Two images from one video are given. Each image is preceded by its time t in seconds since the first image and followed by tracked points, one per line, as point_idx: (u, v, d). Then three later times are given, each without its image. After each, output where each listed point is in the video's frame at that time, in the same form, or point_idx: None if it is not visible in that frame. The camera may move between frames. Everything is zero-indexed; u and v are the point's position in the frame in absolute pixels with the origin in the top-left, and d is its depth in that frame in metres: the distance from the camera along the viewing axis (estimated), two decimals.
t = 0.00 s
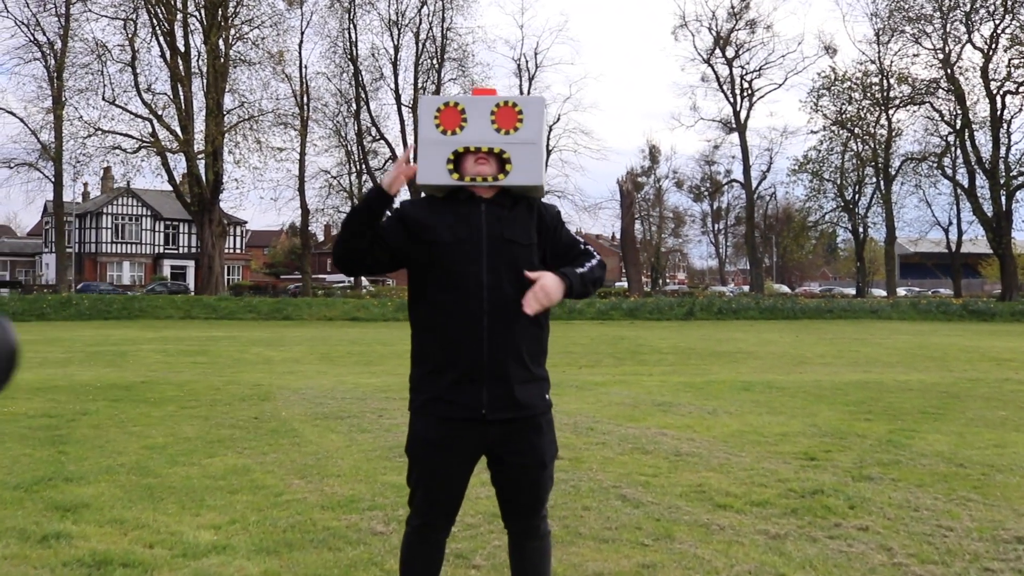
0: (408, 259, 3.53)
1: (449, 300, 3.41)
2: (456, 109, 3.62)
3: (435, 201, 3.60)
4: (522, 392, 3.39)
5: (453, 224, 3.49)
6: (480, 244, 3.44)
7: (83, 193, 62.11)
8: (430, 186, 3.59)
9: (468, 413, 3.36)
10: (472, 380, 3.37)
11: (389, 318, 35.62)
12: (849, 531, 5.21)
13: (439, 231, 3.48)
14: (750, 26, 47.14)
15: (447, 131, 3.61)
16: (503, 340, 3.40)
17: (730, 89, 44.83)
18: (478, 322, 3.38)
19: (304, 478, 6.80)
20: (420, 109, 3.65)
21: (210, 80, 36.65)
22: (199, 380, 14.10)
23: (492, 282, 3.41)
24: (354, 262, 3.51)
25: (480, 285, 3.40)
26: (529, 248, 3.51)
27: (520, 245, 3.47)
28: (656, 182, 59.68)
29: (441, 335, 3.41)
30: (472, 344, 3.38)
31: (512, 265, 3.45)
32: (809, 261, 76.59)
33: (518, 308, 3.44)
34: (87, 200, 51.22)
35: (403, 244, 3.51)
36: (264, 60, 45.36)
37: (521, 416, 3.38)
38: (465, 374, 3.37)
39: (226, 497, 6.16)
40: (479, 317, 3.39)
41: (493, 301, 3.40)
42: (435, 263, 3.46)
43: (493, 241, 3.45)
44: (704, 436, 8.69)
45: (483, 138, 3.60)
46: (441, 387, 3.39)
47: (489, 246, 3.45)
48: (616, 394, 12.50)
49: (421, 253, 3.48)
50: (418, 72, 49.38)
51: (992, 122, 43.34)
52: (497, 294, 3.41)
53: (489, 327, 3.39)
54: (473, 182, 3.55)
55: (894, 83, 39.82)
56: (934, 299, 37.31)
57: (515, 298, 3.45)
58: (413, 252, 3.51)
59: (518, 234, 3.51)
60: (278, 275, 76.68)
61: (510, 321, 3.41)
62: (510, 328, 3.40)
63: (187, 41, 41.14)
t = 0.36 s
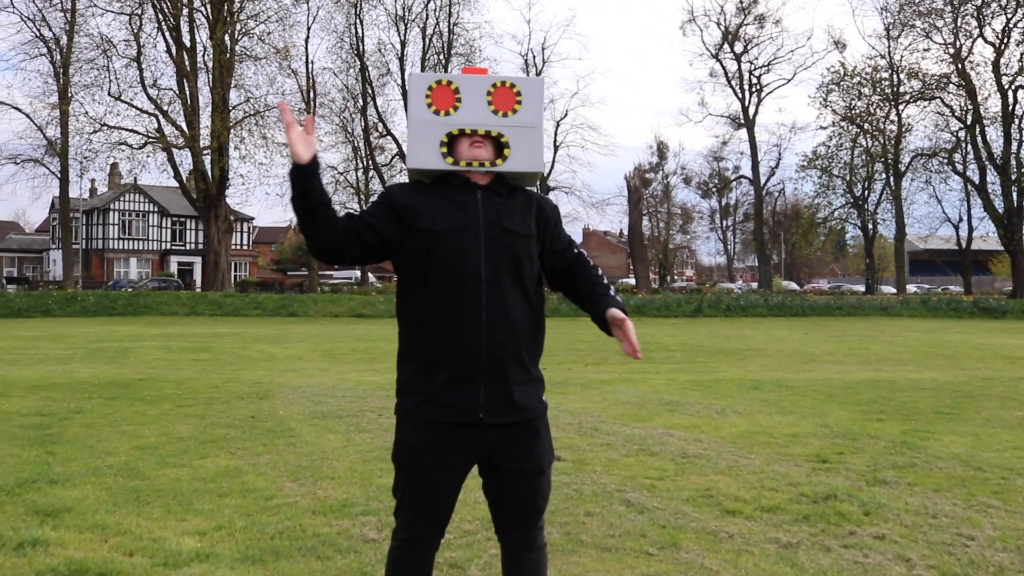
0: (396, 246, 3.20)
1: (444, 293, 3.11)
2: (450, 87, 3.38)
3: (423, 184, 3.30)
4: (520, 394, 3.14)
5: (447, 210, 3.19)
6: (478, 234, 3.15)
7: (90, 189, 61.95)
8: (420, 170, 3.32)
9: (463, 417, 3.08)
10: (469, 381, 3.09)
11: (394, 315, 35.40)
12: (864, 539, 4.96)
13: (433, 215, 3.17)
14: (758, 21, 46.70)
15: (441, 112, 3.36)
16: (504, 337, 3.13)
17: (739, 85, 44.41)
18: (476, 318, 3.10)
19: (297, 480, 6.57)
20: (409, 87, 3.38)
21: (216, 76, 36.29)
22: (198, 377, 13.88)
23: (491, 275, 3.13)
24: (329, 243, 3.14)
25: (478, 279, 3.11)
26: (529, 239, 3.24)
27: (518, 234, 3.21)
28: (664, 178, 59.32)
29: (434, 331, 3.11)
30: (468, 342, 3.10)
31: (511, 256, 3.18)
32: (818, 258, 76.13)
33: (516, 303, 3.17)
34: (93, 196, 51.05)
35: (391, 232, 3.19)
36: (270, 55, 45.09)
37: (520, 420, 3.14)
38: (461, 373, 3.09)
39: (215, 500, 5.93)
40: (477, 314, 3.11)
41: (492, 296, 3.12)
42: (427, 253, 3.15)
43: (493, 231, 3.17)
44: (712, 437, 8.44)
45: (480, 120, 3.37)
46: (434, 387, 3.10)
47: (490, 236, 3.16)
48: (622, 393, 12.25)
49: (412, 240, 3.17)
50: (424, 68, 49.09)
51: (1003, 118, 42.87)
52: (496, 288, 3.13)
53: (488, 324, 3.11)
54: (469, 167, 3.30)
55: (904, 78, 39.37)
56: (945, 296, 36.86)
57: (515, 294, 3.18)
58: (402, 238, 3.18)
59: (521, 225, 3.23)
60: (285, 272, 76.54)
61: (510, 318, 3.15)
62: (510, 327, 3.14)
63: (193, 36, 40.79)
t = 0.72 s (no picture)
0: (388, 256, 2.98)
1: (442, 306, 2.89)
2: (451, 83, 3.17)
3: (421, 188, 3.08)
4: (525, 415, 2.92)
5: (446, 215, 2.96)
6: (481, 243, 2.93)
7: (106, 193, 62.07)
8: (417, 172, 3.10)
9: (465, 438, 2.86)
10: (469, 401, 2.87)
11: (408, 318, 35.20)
12: (889, 560, 4.71)
13: (431, 222, 2.95)
14: (774, 22, 46.30)
15: (441, 109, 3.15)
16: (506, 355, 2.91)
17: (754, 87, 44.01)
18: (478, 334, 2.88)
19: (299, 493, 6.37)
20: (408, 82, 3.16)
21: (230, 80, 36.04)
22: (208, 383, 13.70)
23: (496, 288, 2.91)
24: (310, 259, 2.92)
25: (480, 291, 2.89)
26: (535, 248, 3.03)
27: (521, 244, 2.99)
28: (679, 181, 58.92)
29: (434, 349, 2.89)
30: (470, 359, 2.88)
31: (515, 267, 2.96)
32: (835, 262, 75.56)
33: (521, 317, 2.96)
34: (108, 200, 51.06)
35: (386, 237, 2.98)
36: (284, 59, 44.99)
37: (523, 442, 2.92)
38: (461, 394, 2.87)
39: (212, 515, 5.73)
40: (479, 330, 2.88)
41: (495, 309, 2.90)
42: (423, 263, 2.92)
43: (496, 240, 2.95)
44: (728, 448, 8.20)
45: (483, 120, 3.17)
46: (432, 407, 2.88)
47: (494, 244, 2.94)
48: (636, 400, 12.00)
49: (407, 249, 2.94)
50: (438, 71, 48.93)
51: (1022, 119, 42.40)
52: (501, 301, 2.91)
53: (491, 340, 2.89)
54: (470, 170, 3.09)
55: (922, 79, 38.94)
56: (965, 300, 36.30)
57: (520, 308, 2.97)
58: (396, 247, 2.97)
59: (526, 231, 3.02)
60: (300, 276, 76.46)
61: (513, 334, 2.93)
62: (515, 344, 2.93)
63: (207, 40, 40.64)
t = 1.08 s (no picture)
0: (386, 269, 2.79)
1: (440, 319, 2.68)
2: (449, 77, 2.98)
3: (418, 191, 2.88)
4: (528, 435, 2.71)
5: (443, 220, 2.76)
6: (481, 249, 2.72)
7: (125, 194, 62.16)
8: (411, 174, 2.91)
9: (463, 459, 2.66)
10: (470, 419, 2.66)
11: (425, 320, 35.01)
12: None
13: (427, 229, 2.75)
14: (793, 22, 45.86)
15: (437, 106, 2.95)
16: (510, 371, 2.70)
17: (773, 87, 43.59)
18: (477, 348, 2.67)
19: (305, 504, 6.17)
20: (402, 77, 2.97)
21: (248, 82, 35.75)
22: (220, 386, 13.54)
23: (498, 296, 2.70)
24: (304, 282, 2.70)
25: (480, 301, 2.68)
26: (541, 255, 2.82)
27: (526, 251, 2.78)
28: (697, 182, 58.46)
29: (433, 365, 2.68)
30: (471, 375, 2.66)
31: (520, 276, 2.75)
32: (855, 263, 74.86)
33: (527, 329, 2.75)
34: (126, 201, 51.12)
35: (379, 245, 2.78)
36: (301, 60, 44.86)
37: (527, 463, 2.70)
38: (457, 413, 2.66)
39: (214, 527, 5.55)
40: (478, 343, 2.67)
41: (498, 319, 2.69)
42: (421, 273, 2.72)
43: (498, 247, 2.74)
44: (748, 458, 7.96)
45: (485, 117, 2.97)
46: (429, 423, 2.67)
47: (495, 253, 2.73)
48: (654, 406, 11.75)
49: (403, 259, 2.74)
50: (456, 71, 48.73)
51: None
52: (503, 310, 2.70)
53: (493, 353, 2.68)
54: (471, 170, 2.89)
55: (943, 79, 38.38)
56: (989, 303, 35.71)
57: (528, 317, 2.76)
58: (393, 257, 2.77)
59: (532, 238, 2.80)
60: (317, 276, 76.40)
61: (520, 348, 2.72)
62: (519, 358, 2.72)
63: (225, 41, 40.49)
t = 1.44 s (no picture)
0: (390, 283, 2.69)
1: (443, 338, 2.58)
2: (451, 76, 2.81)
3: (422, 200, 2.76)
4: (539, 465, 2.60)
5: (449, 231, 2.66)
6: (485, 261, 2.60)
7: (149, 195, 62.31)
8: (414, 183, 2.79)
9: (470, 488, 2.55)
10: (473, 446, 2.56)
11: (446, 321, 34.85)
12: None
13: (430, 241, 2.65)
14: (819, 20, 45.30)
15: (437, 108, 2.80)
16: (518, 391, 2.58)
17: (799, 86, 43.01)
18: (483, 366, 2.56)
19: (316, 514, 6.00)
20: (401, 75, 2.82)
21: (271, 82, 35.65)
22: (238, 388, 13.40)
23: (504, 311, 2.59)
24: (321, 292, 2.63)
25: (485, 318, 2.57)
26: (554, 265, 2.68)
27: (537, 262, 2.65)
28: (722, 182, 57.96)
29: (438, 390, 2.59)
30: (474, 401, 2.56)
31: (530, 287, 2.62)
32: (881, 264, 74.05)
33: (537, 347, 2.63)
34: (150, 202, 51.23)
35: (383, 257, 2.68)
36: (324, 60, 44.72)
37: (538, 494, 2.59)
38: (462, 441, 2.56)
39: (222, 539, 5.39)
40: (485, 363, 2.57)
41: (503, 337, 2.58)
42: (424, 288, 2.63)
43: (505, 258, 2.62)
44: (775, 468, 7.73)
45: (490, 118, 2.80)
46: (431, 449, 2.58)
47: (501, 265, 2.61)
48: (677, 411, 11.50)
49: (407, 272, 2.65)
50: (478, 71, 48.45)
51: None
52: (510, 328, 2.58)
53: (498, 373, 2.57)
54: (476, 176, 2.74)
55: (972, 77, 37.70)
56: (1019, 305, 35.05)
57: (539, 333, 2.63)
58: (396, 271, 2.67)
59: (542, 246, 2.67)
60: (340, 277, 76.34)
61: (528, 367, 2.60)
62: (527, 380, 2.60)
63: (248, 41, 40.43)
